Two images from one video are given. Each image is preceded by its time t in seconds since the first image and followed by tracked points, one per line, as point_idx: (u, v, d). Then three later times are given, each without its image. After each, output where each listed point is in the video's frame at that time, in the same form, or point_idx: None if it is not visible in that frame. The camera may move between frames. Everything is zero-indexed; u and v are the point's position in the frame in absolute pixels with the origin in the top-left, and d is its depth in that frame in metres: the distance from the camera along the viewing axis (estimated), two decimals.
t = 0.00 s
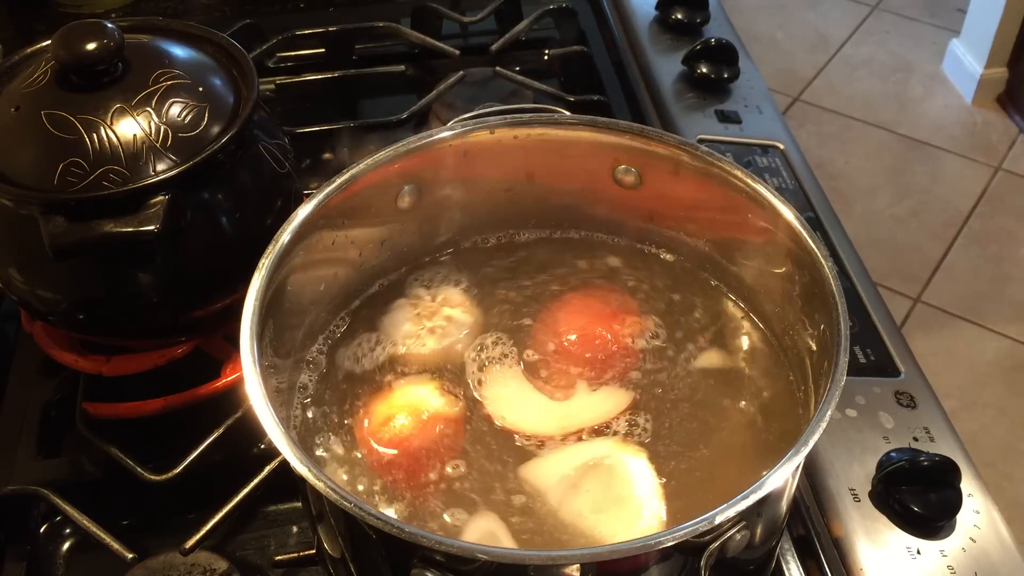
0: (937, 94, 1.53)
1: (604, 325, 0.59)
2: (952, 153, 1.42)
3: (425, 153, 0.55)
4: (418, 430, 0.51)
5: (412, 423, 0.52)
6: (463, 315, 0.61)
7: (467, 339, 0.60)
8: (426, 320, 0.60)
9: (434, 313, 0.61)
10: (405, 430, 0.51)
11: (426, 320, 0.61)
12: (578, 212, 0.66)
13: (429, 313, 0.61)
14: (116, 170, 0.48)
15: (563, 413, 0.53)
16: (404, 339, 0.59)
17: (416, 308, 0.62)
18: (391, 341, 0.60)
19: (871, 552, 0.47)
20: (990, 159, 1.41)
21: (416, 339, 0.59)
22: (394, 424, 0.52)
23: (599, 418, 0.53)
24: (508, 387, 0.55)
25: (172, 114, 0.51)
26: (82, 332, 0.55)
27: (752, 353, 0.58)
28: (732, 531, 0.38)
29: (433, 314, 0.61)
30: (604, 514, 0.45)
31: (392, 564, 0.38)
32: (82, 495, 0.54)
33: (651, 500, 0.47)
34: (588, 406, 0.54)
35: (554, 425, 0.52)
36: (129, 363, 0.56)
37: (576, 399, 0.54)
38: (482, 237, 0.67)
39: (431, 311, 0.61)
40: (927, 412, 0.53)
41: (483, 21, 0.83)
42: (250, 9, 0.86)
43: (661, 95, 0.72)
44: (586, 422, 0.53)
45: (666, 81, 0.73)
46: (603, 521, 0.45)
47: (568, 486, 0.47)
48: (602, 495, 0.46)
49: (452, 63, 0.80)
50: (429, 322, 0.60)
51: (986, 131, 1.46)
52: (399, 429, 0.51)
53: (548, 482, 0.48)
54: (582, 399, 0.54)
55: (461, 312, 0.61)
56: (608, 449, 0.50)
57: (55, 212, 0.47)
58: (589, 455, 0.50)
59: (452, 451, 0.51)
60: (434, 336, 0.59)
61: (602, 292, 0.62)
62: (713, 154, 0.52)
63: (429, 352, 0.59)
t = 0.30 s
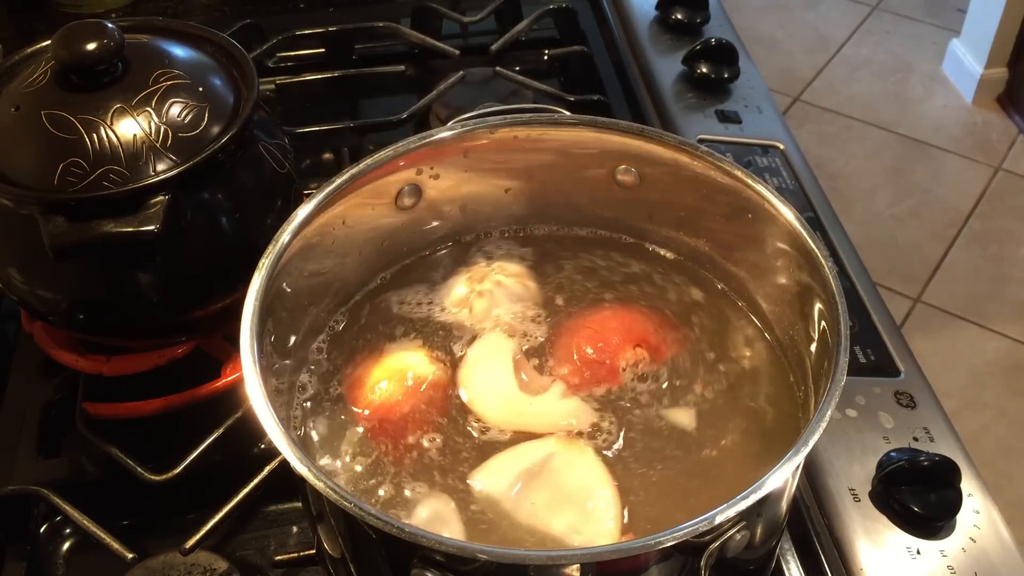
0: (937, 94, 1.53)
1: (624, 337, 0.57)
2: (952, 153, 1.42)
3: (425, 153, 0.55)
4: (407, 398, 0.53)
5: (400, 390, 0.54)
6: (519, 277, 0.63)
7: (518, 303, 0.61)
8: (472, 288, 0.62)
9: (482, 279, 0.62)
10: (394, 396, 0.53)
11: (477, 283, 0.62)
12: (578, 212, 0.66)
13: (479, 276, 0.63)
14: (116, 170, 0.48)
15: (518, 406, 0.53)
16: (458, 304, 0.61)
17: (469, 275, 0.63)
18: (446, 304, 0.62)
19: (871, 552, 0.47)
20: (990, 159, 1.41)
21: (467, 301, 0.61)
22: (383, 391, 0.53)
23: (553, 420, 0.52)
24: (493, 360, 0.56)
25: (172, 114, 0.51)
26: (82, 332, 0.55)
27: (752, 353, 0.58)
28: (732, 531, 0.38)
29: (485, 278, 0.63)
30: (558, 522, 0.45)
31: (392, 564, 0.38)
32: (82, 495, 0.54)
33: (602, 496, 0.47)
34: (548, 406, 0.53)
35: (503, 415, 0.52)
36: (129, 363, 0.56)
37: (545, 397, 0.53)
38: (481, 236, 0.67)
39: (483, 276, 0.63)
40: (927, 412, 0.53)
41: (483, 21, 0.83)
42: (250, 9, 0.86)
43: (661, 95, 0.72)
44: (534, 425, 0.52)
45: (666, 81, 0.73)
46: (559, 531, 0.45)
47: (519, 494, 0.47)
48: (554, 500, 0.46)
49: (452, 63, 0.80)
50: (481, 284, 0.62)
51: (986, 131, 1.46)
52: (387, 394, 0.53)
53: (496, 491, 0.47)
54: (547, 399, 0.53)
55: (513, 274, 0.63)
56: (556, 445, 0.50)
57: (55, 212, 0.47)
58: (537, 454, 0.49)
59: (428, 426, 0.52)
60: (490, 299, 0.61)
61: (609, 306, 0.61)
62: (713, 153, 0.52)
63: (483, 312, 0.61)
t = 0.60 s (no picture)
0: (937, 94, 1.53)
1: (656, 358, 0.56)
2: (952, 153, 1.42)
3: (425, 153, 0.55)
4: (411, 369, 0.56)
5: (405, 361, 0.57)
6: (589, 270, 0.64)
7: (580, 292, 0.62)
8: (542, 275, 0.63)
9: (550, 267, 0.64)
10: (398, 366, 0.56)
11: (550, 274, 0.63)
12: (578, 213, 0.66)
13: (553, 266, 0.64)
14: (116, 170, 0.48)
15: (511, 391, 0.54)
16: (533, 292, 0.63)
17: (541, 261, 0.64)
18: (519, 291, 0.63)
19: (871, 552, 0.47)
20: (990, 159, 1.41)
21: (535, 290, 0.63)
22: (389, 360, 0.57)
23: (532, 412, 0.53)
24: (517, 345, 0.58)
25: (172, 114, 0.51)
26: (82, 332, 0.55)
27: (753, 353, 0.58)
28: (732, 531, 0.38)
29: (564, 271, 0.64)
30: (513, 512, 0.45)
31: (392, 564, 0.38)
32: (82, 495, 0.54)
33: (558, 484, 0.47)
34: (541, 398, 0.54)
35: (494, 391, 0.54)
36: (129, 363, 0.56)
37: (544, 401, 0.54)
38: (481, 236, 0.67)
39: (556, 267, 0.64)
40: (927, 412, 0.53)
41: (483, 21, 0.83)
42: (250, 9, 0.86)
43: (661, 95, 0.72)
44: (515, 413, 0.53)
45: (666, 81, 0.73)
46: (514, 521, 0.45)
47: (471, 488, 0.47)
48: (509, 491, 0.46)
49: (452, 63, 0.80)
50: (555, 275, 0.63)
51: (986, 131, 1.46)
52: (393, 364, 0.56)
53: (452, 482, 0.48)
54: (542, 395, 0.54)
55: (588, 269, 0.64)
56: (510, 441, 0.51)
57: (55, 212, 0.47)
58: (490, 450, 0.50)
59: (423, 404, 0.54)
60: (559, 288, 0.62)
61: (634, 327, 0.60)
62: (713, 153, 0.52)
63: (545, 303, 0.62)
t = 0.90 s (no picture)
0: (937, 94, 1.53)
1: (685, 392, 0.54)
2: (952, 153, 1.42)
3: (424, 153, 0.55)
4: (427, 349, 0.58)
5: (424, 336, 0.58)
6: (668, 287, 0.62)
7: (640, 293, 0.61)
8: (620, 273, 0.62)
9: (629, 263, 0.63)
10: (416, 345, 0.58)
11: (620, 277, 0.62)
12: (579, 213, 0.66)
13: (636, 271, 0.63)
14: (116, 170, 0.48)
15: (518, 364, 0.56)
16: (606, 289, 0.62)
17: (627, 260, 0.63)
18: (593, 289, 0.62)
19: (871, 552, 0.47)
20: (990, 159, 1.41)
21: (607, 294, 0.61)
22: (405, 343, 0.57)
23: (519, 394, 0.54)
24: (545, 330, 0.59)
25: (172, 114, 0.51)
26: (82, 332, 0.55)
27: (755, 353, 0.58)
28: (732, 531, 0.38)
29: (638, 279, 0.62)
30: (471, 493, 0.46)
31: (392, 564, 0.38)
32: (82, 495, 0.54)
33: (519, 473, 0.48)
34: (541, 381, 0.55)
35: (500, 360, 0.57)
36: (129, 362, 0.56)
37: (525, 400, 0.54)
38: (482, 236, 0.67)
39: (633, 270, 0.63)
40: (927, 412, 0.53)
41: (483, 21, 0.83)
42: (251, 9, 0.86)
43: (661, 95, 0.72)
44: (509, 388, 0.55)
45: (666, 81, 0.73)
46: (471, 502, 0.46)
47: (432, 467, 0.49)
48: (470, 473, 0.48)
49: (452, 63, 0.80)
50: (628, 276, 0.62)
51: (987, 131, 1.46)
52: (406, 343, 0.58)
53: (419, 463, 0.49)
54: (545, 378, 0.55)
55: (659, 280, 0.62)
56: (476, 422, 0.52)
57: (55, 212, 0.47)
58: (456, 431, 0.51)
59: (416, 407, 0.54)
60: (625, 288, 0.62)
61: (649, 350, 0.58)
62: (713, 153, 0.52)
63: (606, 304, 0.61)
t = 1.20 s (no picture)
0: (937, 94, 1.53)
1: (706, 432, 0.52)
2: (952, 153, 1.42)
3: (424, 153, 0.55)
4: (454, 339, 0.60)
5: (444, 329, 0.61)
6: (729, 329, 0.59)
7: (699, 330, 0.59)
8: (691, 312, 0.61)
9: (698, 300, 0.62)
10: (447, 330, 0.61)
11: (679, 314, 0.60)
12: (579, 213, 0.66)
13: (699, 308, 0.61)
14: (116, 170, 0.48)
15: (549, 345, 0.58)
16: (665, 322, 0.60)
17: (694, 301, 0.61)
18: (654, 321, 0.60)
19: (871, 552, 0.47)
20: (990, 159, 1.41)
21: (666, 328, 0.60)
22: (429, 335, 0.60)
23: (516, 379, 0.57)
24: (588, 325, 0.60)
25: (172, 114, 0.51)
26: (82, 332, 0.55)
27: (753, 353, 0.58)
28: (732, 531, 0.38)
29: (700, 321, 0.60)
30: (451, 467, 0.49)
31: (392, 564, 0.38)
32: (82, 495, 0.54)
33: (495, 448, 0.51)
34: (564, 367, 0.57)
35: (536, 335, 0.60)
36: (129, 362, 0.56)
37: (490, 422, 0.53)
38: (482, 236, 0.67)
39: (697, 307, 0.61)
40: (927, 412, 0.53)
41: (483, 21, 0.83)
42: (251, 9, 0.86)
43: (661, 95, 0.72)
44: (530, 362, 0.58)
45: (666, 81, 0.73)
46: (450, 474, 0.49)
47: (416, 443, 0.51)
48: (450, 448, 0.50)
49: (452, 63, 0.80)
50: (688, 314, 0.60)
51: (987, 131, 1.46)
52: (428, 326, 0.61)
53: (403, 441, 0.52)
54: (567, 367, 0.57)
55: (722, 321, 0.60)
56: (457, 400, 0.54)
57: (55, 212, 0.47)
58: (437, 408, 0.54)
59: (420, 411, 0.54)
60: (684, 325, 0.60)
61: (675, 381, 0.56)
62: (713, 154, 0.52)
63: (660, 335, 0.59)
